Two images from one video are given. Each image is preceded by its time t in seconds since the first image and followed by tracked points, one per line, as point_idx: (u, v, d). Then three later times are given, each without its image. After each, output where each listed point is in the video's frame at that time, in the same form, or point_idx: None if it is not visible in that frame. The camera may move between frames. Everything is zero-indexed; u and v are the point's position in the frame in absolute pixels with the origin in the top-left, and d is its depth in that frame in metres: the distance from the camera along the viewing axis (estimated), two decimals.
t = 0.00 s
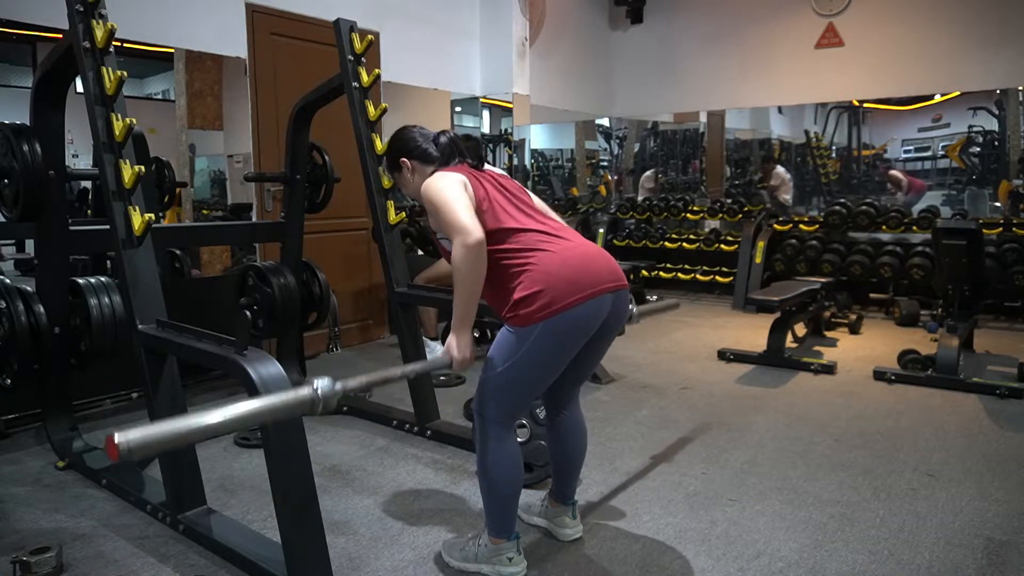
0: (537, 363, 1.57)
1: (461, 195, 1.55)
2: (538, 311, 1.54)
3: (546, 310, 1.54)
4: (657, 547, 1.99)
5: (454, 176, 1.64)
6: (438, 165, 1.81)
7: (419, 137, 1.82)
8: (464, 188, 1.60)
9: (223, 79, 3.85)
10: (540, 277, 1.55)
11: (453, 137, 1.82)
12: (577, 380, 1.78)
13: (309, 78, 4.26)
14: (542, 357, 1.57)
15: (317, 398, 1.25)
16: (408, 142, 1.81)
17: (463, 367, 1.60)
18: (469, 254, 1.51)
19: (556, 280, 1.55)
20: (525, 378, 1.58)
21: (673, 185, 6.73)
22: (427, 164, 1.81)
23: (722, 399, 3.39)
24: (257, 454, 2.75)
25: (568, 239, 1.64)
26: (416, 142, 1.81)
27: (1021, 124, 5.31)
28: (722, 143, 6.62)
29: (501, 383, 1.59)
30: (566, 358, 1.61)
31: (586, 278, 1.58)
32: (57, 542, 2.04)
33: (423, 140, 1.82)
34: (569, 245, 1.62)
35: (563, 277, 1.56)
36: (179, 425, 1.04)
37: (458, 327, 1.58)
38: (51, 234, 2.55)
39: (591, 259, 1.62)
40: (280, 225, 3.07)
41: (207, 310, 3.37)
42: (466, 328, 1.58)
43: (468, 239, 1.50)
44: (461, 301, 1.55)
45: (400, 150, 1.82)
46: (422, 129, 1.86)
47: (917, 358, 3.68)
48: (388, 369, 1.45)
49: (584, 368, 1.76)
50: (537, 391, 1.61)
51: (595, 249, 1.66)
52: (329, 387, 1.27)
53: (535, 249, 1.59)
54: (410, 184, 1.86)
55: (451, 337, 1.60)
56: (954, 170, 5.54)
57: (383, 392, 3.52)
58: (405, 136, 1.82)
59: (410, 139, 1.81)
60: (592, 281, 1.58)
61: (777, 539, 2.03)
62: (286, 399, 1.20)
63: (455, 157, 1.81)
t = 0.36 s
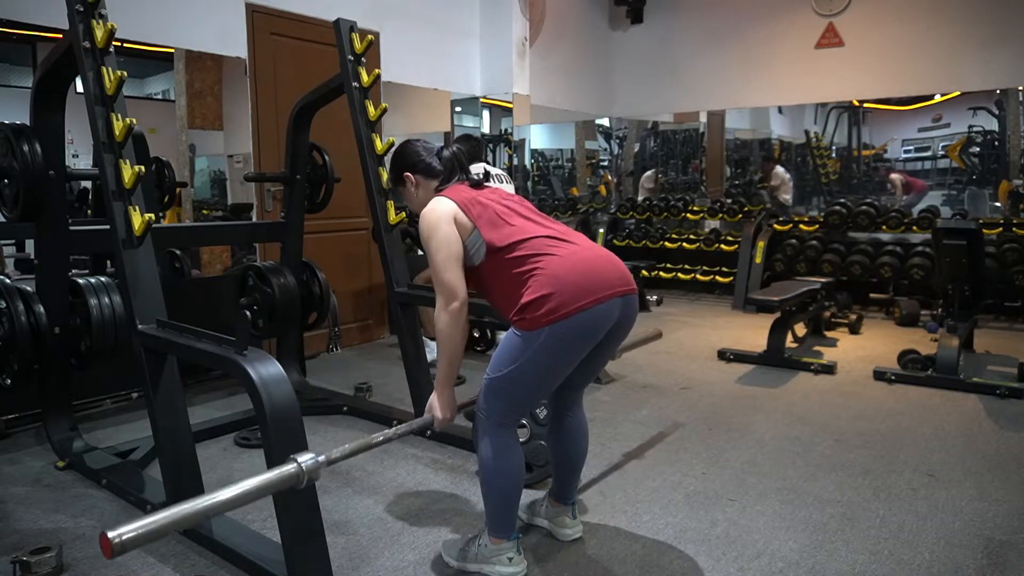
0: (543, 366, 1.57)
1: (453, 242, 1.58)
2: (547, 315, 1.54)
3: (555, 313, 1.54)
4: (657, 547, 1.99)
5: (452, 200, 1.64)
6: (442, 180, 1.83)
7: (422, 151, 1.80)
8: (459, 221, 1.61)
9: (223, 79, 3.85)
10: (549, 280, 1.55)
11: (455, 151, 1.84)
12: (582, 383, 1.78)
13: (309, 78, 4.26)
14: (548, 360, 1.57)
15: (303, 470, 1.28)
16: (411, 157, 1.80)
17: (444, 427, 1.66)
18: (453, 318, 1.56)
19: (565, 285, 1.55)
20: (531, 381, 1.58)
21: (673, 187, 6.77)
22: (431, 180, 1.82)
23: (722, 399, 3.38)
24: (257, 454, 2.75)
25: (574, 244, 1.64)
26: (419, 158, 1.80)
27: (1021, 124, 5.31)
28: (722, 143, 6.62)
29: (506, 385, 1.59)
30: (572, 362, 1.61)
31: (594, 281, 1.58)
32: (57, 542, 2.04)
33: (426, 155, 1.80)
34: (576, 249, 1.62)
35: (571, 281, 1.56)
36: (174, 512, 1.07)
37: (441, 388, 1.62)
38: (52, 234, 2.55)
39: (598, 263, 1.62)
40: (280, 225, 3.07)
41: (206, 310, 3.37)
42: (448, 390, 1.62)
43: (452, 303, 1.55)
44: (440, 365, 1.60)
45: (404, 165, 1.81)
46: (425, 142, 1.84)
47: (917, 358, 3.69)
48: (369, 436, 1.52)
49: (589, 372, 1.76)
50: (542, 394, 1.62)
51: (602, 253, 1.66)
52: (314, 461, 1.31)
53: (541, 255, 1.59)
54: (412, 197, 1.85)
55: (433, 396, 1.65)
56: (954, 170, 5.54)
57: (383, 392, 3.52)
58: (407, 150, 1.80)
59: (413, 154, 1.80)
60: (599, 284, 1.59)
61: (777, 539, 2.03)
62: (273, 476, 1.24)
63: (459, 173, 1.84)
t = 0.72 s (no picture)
0: (534, 363, 1.57)
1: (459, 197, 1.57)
2: (535, 310, 1.55)
3: (543, 309, 1.54)
4: (656, 547, 1.99)
5: (453, 175, 1.64)
6: (435, 165, 1.83)
7: (415, 136, 1.83)
8: (463, 188, 1.61)
9: (223, 79, 3.85)
10: (537, 275, 1.55)
11: (449, 136, 1.80)
12: (576, 380, 1.78)
13: (309, 78, 4.25)
14: (539, 355, 1.57)
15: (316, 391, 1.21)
16: (405, 141, 1.83)
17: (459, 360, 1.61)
18: (471, 251, 1.53)
19: (553, 279, 1.55)
20: (524, 378, 1.58)
21: (673, 186, 6.77)
22: (424, 163, 1.84)
23: (722, 399, 3.38)
24: (257, 454, 2.75)
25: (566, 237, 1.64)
26: (412, 142, 1.83)
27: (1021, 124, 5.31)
28: (722, 143, 6.62)
29: (498, 383, 1.60)
30: (563, 357, 1.61)
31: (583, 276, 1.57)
32: (57, 542, 2.04)
33: (420, 139, 1.83)
34: (567, 244, 1.61)
35: (560, 275, 1.55)
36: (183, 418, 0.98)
37: (457, 321, 1.59)
38: (51, 234, 2.55)
39: (588, 258, 1.61)
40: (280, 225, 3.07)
41: (206, 310, 3.37)
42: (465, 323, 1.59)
43: (470, 234, 1.52)
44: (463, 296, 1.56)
45: (398, 150, 1.84)
46: (421, 129, 1.87)
47: (917, 358, 3.68)
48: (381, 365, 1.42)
49: (582, 366, 1.75)
50: (535, 391, 1.61)
51: (592, 248, 1.66)
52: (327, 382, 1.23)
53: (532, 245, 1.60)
54: (408, 182, 1.88)
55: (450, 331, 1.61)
56: (954, 170, 5.54)
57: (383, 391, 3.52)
58: (401, 134, 1.85)
59: (405, 138, 1.83)
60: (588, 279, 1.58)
61: (777, 539, 2.03)
62: (282, 393, 1.16)
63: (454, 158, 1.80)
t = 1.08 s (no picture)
0: (533, 361, 1.57)
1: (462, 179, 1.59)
2: (534, 308, 1.54)
3: (541, 307, 1.54)
4: (656, 547, 1.99)
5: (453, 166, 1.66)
6: (433, 160, 1.82)
7: (414, 131, 1.83)
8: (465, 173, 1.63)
9: (223, 79, 3.85)
10: (534, 274, 1.56)
11: (448, 132, 1.83)
12: (574, 379, 1.79)
13: (309, 78, 4.25)
14: (537, 353, 1.57)
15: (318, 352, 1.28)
16: (403, 136, 1.82)
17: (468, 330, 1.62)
18: (478, 217, 1.53)
19: (551, 276, 1.55)
20: (523, 377, 1.58)
21: (673, 186, 6.79)
22: (423, 158, 1.82)
23: (722, 399, 3.38)
24: (257, 454, 2.75)
25: (564, 236, 1.64)
26: (410, 135, 1.82)
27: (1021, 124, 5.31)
28: (722, 143, 6.62)
29: (497, 382, 1.59)
30: (562, 355, 1.61)
31: (581, 274, 1.58)
32: (57, 542, 2.04)
33: (418, 133, 1.82)
34: (564, 242, 1.61)
35: (557, 272, 1.56)
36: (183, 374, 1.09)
37: (465, 289, 1.60)
38: (51, 234, 2.55)
39: (585, 256, 1.61)
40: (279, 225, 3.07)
41: (206, 310, 3.36)
42: (472, 291, 1.60)
43: (474, 201, 1.53)
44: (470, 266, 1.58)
45: (396, 146, 1.83)
46: (419, 124, 1.86)
47: (917, 358, 3.68)
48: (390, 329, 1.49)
49: (581, 364, 1.75)
50: (534, 389, 1.61)
51: (590, 246, 1.66)
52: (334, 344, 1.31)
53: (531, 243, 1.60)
54: (406, 179, 1.86)
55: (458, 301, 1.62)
56: (954, 170, 5.54)
57: (383, 391, 3.52)
58: (399, 130, 1.84)
59: (404, 132, 1.82)
60: (585, 277, 1.58)
61: (777, 539, 2.03)
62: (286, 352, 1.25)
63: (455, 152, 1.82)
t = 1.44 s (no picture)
0: (545, 365, 1.57)
1: (454, 239, 1.57)
2: (549, 314, 1.54)
3: (556, 314, 1.54)
4: (657, 547, 1.99)
5: (453, 198, 1.63)
6: (441, 179, 1.82)
7: (421, 150, 1.81)
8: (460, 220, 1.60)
9: (223, 79, 3.85)
10: (549, 280, 1.55)
11: (455, 151, 1.83)
12: (582, 384, 1.79)
13: (309, 78, 4.25)
14: (550, 358, 1.57)
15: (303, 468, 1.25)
16: (410, 156, 1.81)
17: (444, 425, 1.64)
18: (456, 313, 1.55)
19: (567, 285, 1.55)
20: (532, 381, 1.58)
21: (674, 186, 6.84)
22: (431, 179, 1.82)
23: (722, 399, 3.38)
24: (257, 454, 2.75)
25: (577, 244, 1.64)
26: (418, 157, 1.81)
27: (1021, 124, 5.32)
28: (722, 143, 6.63)
29: (506, 384, 1.59)
30: (573, 362, 1.61)
31: (596, 281, 1.58)
32: (57, 542, 2.04)
33: (425, 153, 1.81)
34: (578, 251, 1.62)
35: (572, 280, 1.56)
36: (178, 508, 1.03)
37: (442, 383, 1.60)
38: (51, 234, 2.55)
39: (599, 263, 1.62)
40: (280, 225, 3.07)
41: (206, 310, 3.36)
42: (449, 386, 1.61)
43: (455, 299, 1.54)
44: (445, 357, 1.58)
45: (404, 165, 1.82)
46: (424, 142, 1.85)
47: (917, 358, 3.68)
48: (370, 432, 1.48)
49: (589, 372, 1.75)
50: (543, 394, 1.62)
51: (603, 253, 1.66)
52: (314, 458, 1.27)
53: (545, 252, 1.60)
54: (412, 198, 1.85)
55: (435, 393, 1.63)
56: (954, 170, 5.54)
57: (383, 391, 3.52)
58: (405, 149, 1.82)
59: (411, 153, 1.81)
60: (601, 284, 1.59)
61: (777, 539, 2.03)
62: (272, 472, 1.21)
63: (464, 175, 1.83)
